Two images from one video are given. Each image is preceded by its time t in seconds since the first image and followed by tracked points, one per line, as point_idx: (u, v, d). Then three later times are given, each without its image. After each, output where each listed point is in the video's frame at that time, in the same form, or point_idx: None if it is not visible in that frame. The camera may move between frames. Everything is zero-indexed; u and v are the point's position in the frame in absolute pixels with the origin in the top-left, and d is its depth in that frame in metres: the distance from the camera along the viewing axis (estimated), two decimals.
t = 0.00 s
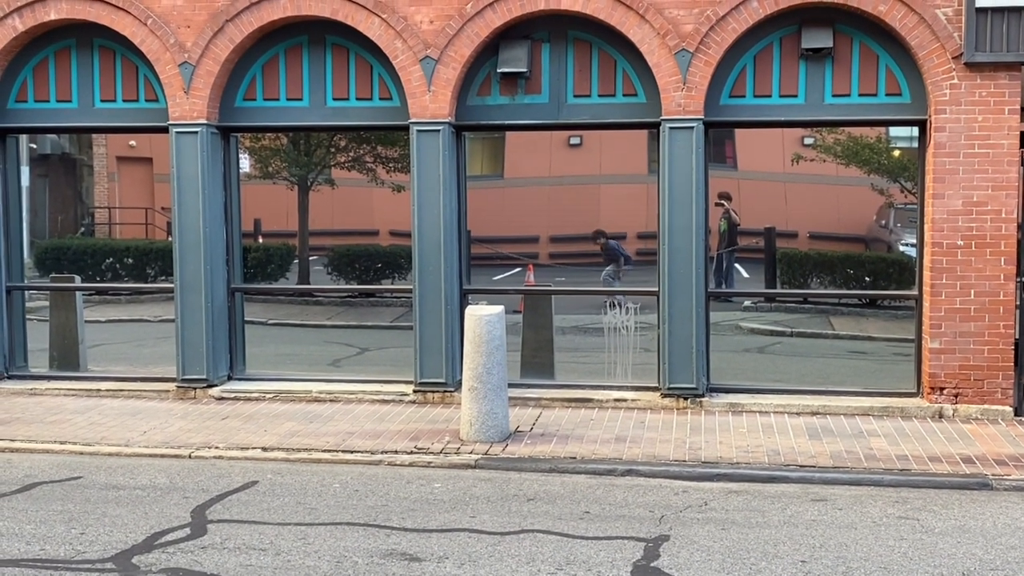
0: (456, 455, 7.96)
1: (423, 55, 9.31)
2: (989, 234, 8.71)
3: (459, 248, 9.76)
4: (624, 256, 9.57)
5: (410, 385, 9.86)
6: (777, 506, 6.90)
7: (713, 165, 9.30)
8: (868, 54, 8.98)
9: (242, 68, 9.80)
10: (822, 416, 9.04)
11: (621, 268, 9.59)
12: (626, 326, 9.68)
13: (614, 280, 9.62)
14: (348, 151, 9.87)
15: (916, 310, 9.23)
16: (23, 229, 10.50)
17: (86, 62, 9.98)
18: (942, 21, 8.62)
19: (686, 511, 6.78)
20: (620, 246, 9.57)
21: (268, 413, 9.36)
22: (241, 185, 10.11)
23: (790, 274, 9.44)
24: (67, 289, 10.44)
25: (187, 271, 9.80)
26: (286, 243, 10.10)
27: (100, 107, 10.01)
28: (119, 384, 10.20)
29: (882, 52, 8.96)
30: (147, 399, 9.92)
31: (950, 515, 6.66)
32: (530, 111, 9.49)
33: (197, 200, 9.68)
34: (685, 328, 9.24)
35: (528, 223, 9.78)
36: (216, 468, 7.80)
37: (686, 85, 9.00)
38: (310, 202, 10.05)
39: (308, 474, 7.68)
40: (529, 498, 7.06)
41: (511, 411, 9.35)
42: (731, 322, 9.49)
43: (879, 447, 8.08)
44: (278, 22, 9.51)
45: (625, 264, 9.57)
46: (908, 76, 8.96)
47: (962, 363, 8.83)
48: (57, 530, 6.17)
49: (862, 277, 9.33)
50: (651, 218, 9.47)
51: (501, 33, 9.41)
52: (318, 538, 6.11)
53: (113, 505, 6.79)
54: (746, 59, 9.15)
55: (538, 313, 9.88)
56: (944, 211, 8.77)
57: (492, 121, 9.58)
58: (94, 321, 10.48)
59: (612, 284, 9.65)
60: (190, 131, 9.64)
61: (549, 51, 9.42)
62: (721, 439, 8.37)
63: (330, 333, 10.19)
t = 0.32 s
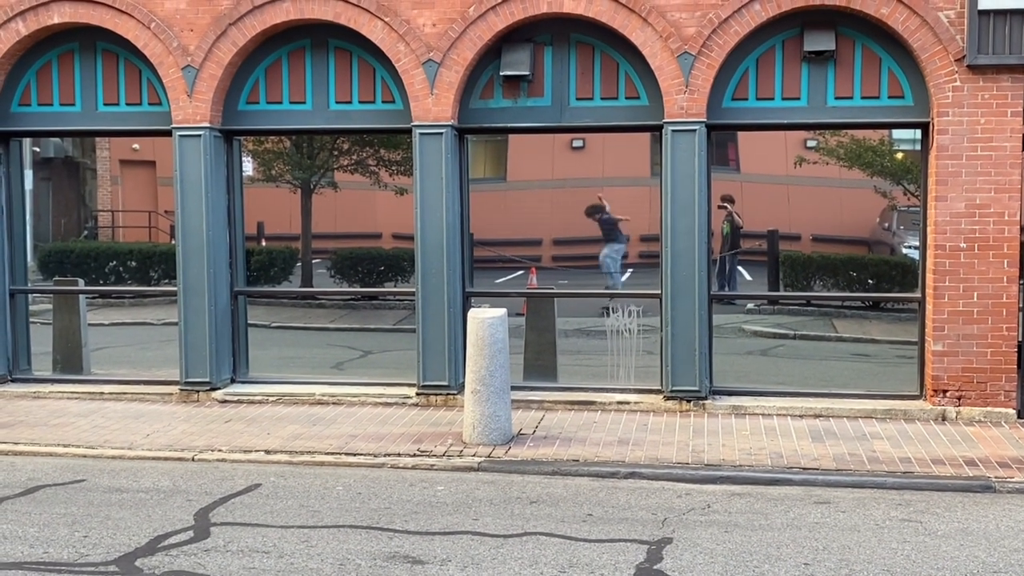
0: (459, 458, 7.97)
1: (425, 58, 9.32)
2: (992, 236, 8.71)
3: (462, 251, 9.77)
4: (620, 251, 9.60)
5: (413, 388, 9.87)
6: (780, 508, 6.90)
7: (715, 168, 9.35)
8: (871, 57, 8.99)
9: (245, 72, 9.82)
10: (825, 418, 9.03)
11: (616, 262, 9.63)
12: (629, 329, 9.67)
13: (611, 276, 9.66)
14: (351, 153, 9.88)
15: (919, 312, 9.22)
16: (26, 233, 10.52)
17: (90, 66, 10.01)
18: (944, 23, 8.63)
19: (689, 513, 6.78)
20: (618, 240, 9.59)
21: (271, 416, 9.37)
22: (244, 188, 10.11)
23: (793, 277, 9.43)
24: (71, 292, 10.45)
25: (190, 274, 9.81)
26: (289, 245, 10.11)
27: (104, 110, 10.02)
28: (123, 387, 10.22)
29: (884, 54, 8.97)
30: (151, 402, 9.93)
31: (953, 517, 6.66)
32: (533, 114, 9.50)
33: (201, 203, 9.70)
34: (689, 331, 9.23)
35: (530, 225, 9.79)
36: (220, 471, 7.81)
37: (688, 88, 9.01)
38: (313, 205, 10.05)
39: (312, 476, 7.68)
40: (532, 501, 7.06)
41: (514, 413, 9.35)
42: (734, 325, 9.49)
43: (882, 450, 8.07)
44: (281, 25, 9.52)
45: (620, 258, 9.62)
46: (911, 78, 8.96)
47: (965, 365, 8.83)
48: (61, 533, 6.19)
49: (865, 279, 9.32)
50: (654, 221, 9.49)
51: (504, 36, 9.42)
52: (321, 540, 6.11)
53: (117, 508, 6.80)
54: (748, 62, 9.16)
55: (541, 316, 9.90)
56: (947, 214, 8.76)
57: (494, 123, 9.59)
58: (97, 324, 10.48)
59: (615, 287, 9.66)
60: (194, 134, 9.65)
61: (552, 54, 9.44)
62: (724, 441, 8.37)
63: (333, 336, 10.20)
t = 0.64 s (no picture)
0: (461, 460, 7.97)
1: (428, 60, 9.33)
2: (995, 238, 8.70)
3: (464, 253, 9.77)
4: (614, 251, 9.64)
5: (416, 390, 9.87)
6: (783, 511, 6.90)
7: (718, 170, 9.33)
8: (873, 58, 8.98)
9: (248, 74, 9.83)
10: (827, 420, 9.02)
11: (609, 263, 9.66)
12: (631, 331, 9.66)
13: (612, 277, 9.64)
14: (354, 156, 9.90)
15: (921, 314, 9.21)
16: (29, 236, 10.52)
17: (92, 69, 10.02)
18: (947, 25, 8.62)
19: (692, 516, 6.78)
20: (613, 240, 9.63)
21: (273, 418, 9.37)
22: (246, 190, 10.11)
23: (796, 279, 9.41)
24: (73, 295, 10.45)
25: (193, 276, 9.82)
26: (292, 248, 10.12)
27: (106, 112, 10.03)
28: (125, 389, 10.23)
29: (886, 56, 8.96)
30: (153, 405, 9.94)
31: (956, 519, 6.66)
32: (535, 116, 9.49)
33: (203, 206, 9.70)
34: (691, 333, 9.23)
35: (533, 227, 9.80)
36: (222, 473, 7.82)
37: (691, 90, 9.01)
38: (316, 207, 10.05)
39: (314, 479, 7.69)
40: (534, 503, 7.07)
41: (516, 416, 9.35)
42: (736, 327, 9.48)
43: (885, 452, 8.07)
44: (283, 28, 9.53)
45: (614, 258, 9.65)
46: (913, 80, 8.95)
47: (967, 367, 8.82)
48: (64, 535, 6.19)
49: (868, 281, 9.34)
50: (656, 223, 9.49)
51: (506, 39, 9.42)
52: (324, 543, 6.12)
53: (120, 510, 6.80)
54: (750, 64, 9.16)
55: (543, 318, 9.89)
56: (949, 216, 8.76)
57: (496, 126, 9.58)
58: (100, 327, 10.50)
59: (617, 289, 9.65)
60: (196, 137, 9.66)
61: (554, 56, 9.44)
62: (727, 443, 8.36)
63: (336, 338, 10.21)
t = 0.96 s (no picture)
0: (463, 461, 7.97)
1: (429, 61, 9.33)
2: (996, 238, 8.70)
3: (466, 254, 9.77)
4: (608, 261, 9.67)
5: (418, 391, 9.87)
6: (785, 511, 6.89)
7: (719, 170, 9.32)
8: (875, 59, 8.98)
9: (249, 75, 9.83)
10: (829, 421, 9.02)
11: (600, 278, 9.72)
12: (633, 332, 9.67)
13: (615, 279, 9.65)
14: (355, 157, 9.92)
15: (923, 315, 9.20)
16: (30, 236, 10.52)
17: (94, 70, 10.02)
18: (948, 25, 8.62)
19: (693, 516, 6.78)
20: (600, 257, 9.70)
21: (275, 419, 9.37)
22: (248, 191, 10.12)
23: (798, 279, 9.42)
24: (75, 296, 10.45)
25: (195, 276, 9.82)
26: (294, 249, 10.12)
27: (108, 114, 10.04)
28: (127, 390, 10.23)
29: (888, 57, 8.96)
30: (155, 406, 9.94)
31: (958, 519, 6.66)
32: (536, 117, 9.49)
33: (205, 206, 9.71)
34: (693, 333, 9.23)
35: (534, 228, 9.80)
36: (224, 474, 7.82)
37: (692, 91, 9.01)
38: (317, 208, 10.06)
39: (316, 480, 7.69)
40: (536, 504, 7.06)
41: (518, 416, 9.36)
42: (738, 327, 9.48)
43: (887, 452, 8.07)
44: (285, 29, 9.53)
45: (613, 268, 9.67)
46: (915, 80, 8.95)
47: (969, 367, 8.82)
48: (66, 536, 6.19)
49: (869, 282, 9.34)
50: (658, 224, 9.48)
51: (507, 39, 9.43)
52: (326, 544, 6.12)
53: (122, 511, 6.80)
54: (752, 65, 9.16)
55: (545, 319, 9.88)
56: (951, 216, 8.76)
57: (498, 126, 9.59)
58: (102, 328, 10.51)
59: (619, 290, 9.65)
60: (198, 138, 9.67)
61: (555, 57, 9.44)
62: (729, 444, 8.36)
63: (338, 339, 10.21)
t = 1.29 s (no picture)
0: (465, 460, 7.97)
1: (431, 59, 9.32)
2: (998, 236, 8.69)
3: (467, 252, 9.78)
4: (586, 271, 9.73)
5: (419, 390, 9.88)
6: (787, 510, 6.89)
7: (721, 169, 9.30)
8: (877, 57, 8.98)
9: (251, 74, 9.83)
10: (831, 419, 9.02)
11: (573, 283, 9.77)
12: (635, 330, 9.66)
13: (616, 279, 9.63)
14: (357, 156, 9.91)
15: (925, 313, 9.20)
16: (32, 235, 10.51)
17: (96, 69, 10.03)
18: (950, 24, 8.62)
19: (695, 515, 6.78)
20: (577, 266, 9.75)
21: (277, 418, 9.38)
22: (250, 190, 10.13)
23: (799, 277, 9.43)
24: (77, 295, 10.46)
25: (197, 275, 9.82)
26: (295, 247, 10.12)
27: (110, 112, 10.05)
28: (129, 389, 10.24)
29: (890, 55, 8.96)
30: (157, 404, 9.95)
31: (960, 518, 6.65)
32: (538, 116, 9.50)
33: (207, 205, 9.71)
34: (694, 332, 9.23)
35: (536, 227, 9.79)
36: (226, 473, 7.82)
37: (694, 90, 9.01)
38: (318, 206, 10.03)
39: (318, 478, 7.69)
40: (538, 503, 7.07)
41: (520, 415, 9.36)
42: (740, 326, 9.49)
43: (889, 451, 8.07)
44: (287, 27, 9.54)
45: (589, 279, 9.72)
46: (917, 79, 8.95)
47: (971, 366, 8.81)
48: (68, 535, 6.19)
49: (872, 281, 9.31)
50: (660, 222, 9.48)
51: (509, 38, 9.42)
52: (327, 542, 6.12)
53: (123, 510, 6.80)
54: (754, 63, 9.15)
55: (546, 318, 9.87)
56: (953, 214, 8.75)
57: (500, 125, 9.59)
58: (104, 326, 10.51)
59: (621, 289, 9.64)
60: (199, 137, 9.67)
61: (557, 55, 9.44)
62: (730, 443, 8.36)
63: (339, 338, 10.19)
